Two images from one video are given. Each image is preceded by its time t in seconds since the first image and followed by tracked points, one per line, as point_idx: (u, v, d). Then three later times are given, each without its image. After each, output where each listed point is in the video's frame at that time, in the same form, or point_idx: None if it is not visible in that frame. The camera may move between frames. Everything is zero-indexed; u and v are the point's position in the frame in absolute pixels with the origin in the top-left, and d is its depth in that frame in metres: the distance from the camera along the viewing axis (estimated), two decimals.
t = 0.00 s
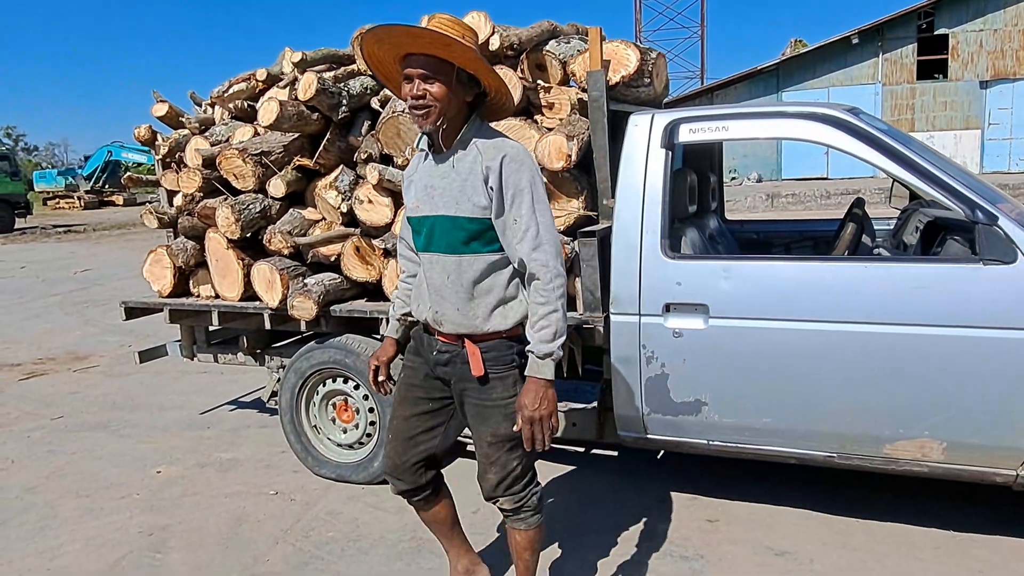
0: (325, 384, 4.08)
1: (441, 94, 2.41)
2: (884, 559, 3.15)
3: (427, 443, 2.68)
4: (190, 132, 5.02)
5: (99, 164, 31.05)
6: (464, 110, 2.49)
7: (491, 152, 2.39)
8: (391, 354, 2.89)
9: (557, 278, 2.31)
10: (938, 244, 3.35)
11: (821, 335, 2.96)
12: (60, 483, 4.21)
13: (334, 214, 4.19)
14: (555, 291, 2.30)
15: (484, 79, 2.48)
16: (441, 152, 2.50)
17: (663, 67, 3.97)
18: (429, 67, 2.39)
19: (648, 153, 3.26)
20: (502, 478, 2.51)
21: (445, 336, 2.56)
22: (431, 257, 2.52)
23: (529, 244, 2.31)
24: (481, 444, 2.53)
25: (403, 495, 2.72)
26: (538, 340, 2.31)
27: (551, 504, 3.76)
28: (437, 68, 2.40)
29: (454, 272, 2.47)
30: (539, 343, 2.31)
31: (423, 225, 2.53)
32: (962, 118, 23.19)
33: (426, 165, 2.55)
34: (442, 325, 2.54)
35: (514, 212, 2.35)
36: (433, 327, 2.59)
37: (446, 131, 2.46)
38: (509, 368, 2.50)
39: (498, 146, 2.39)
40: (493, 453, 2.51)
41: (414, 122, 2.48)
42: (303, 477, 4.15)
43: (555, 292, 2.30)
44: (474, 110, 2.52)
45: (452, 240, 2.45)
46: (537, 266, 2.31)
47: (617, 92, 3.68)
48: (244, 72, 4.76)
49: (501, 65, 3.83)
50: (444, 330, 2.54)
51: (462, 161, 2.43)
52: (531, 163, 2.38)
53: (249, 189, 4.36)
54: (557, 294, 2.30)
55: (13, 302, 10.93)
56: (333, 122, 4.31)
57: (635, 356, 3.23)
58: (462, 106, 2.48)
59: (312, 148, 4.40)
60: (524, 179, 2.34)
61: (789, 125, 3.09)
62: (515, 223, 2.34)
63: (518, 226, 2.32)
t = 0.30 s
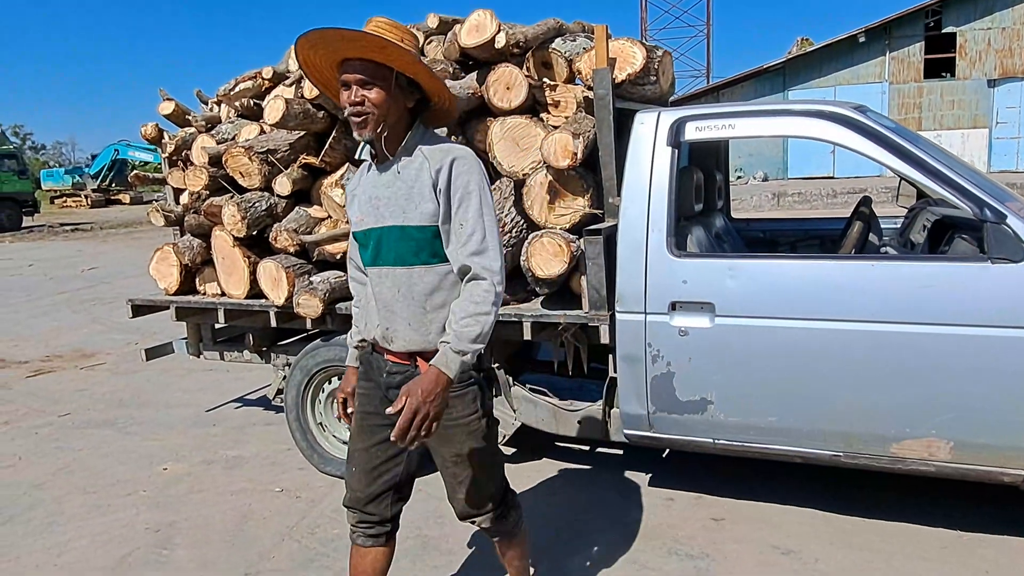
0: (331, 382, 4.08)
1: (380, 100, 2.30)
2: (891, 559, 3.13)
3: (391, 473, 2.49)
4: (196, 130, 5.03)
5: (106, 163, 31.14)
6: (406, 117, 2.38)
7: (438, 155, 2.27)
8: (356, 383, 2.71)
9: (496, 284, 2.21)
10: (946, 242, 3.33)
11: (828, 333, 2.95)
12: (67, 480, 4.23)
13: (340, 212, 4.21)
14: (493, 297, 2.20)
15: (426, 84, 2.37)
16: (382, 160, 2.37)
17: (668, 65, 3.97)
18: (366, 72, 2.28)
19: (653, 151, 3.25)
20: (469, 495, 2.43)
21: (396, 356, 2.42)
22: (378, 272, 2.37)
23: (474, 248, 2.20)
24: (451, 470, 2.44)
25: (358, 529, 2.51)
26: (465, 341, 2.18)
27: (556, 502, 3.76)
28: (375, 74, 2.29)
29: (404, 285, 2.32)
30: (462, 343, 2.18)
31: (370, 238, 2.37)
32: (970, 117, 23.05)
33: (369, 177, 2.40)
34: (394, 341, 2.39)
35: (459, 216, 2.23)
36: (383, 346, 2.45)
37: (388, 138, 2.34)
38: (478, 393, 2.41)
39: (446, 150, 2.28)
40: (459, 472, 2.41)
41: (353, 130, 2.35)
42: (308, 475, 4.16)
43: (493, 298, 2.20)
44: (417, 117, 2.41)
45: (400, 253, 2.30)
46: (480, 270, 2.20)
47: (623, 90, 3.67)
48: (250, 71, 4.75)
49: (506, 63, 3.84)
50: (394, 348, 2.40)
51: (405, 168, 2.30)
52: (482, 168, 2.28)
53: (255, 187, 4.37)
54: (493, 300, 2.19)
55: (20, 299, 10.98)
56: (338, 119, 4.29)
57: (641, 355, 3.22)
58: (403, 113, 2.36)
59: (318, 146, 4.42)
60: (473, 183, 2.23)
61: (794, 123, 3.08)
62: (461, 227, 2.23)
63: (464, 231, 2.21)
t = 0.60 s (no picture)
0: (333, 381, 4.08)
1: (288, 91, 2.16)
2: (893, 559, 3.13)
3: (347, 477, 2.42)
4: (199, 129, 5.04)
5: (110, 162, 31.23)
6: (321, 107, 2.23)
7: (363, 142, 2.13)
8: (278, 394, 2.57)
9: (426, 277, 2.09)
10: (949, 240, 3.33)
11: (832, 332, 2.95)
12: (71, 478, 4.24)
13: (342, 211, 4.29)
14: (423, 292, 2.07)
15: (337, 71, 2.21)
16: (301, 155, 2.24)
17: (671, 63, 3.96)
18: (272, 62, 2.14)
19: (657, 149, 3.25)
20: (371, 514, 2.22)
21: (324, 354, 2.27)
22: (301, 268, 2.20)
23: (402, 241, 2.06)
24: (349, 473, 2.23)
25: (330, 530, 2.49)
26: (395, 342, 2.05)
27: (558, 501, 3.76)
28: (280, 64, 2.14)
29: (330, 279, 2.15)
30: (396, 345, 2.05)
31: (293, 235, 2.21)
32: (973, 116, 22.99)
33: (289, 172, 2.26)
34: (323, 340, 2.23)
35: (386, 206, 2.09)
36: (310, 345, 2.29)
37: (302, 131, 2.21)
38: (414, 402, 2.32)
39: (367, 136, 2.13)
40: (361, 488, 2.21)
41: (268, 124, 2.22)
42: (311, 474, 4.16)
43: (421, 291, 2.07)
44: (335, 107, 2.25)
45: (323, 245, 2.13)
46: (409, 263, 2.07)
47: (625, 88, 3.67)
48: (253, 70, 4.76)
49: (508, 62, 3.87)
50: (323, 347, 2.25)
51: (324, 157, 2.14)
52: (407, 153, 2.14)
53: (258, 186, 4.37)
54: (423, 295, 2.07)
55: (25, 299, 11.00)
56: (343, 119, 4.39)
57: (644, 354, 3.22)
58: (317, 104, 2.21)
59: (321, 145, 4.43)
60: (398, 171, 2.08)
61: (797, 120, 3.07)
62: (389, 217, 2.08)
63: (393, 220, 2.06)
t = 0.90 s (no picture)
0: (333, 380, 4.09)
1: (224, 92, 2.08)
2: (894, 557, 3.12)
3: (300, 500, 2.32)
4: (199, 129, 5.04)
5: (111, 163, 31.25)
6: (260, 108, 2.15)
7: (306, 145, 2.07)
8: (201, 414, 2.38)
9: (370, 285, 2.00)
10: (950, 238, 3.33)
11: (832, 331, 2.95)
12: (72, 477, 4.24)
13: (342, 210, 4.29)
14: (366, 302, 1.99)
15: (276, 71, 2.14)
16: (240, 158, 2.16)
17: (671, 61, 3.95)
18: (206, 62, 2.06)
19: (657, 147, 3.25)
20: (302, 537, 2.09)
21: (272, 369, 2.20)
22: (245, 278, 2.12)
23: (343, 247, 1.98)
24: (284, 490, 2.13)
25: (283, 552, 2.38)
26: (339, 357, 1.96)
27: (559, 500, 3.75)
28: (214, 64, 2.06)
29: (274, 289, 2.08)
30: (340, 361, 1.96)
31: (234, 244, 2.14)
32: (975, 114, 22.92)
33: (228, 177, 2.18)
34: (267, 354, 2.16)
35: (329, 211, 2.01)
36: (257, 359, 2.22)
37: (240, 134, 2.13)
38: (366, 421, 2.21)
39: (311, 139, 2.07)
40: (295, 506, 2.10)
41: (202, 126, 2.13)
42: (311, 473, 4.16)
43: (363, 301, 1.98)
44: (275, 109, 2.19)
45: (268, 254, 2.06)
46: (351, 270, 1.98)
47: (625, 86, 3.67)
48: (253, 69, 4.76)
49: (508, 61, 3.87)
50: (270, 361, 2.17)
51: (265, 162, 2.07)
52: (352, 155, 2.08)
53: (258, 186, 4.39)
54: (366, 305, 1.98)
55: (27, 299, 11.01)
56: (342, 118, 4.38)
57: (643, 352, 3.22)
58: (256, 105, 2.14)
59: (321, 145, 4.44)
60: (342, 173, 2.02)
61: (797, 118, 3.07)
62: (331, 222, 2.01)
63: (335, 225, 1.99)
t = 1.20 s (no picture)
0: (333, 380, 4.09)
1: (155, 92, 1.90)
2: (893, 557, 3.11)
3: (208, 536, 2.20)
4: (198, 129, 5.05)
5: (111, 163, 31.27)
6: (196, 109, 1.99)
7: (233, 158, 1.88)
8: (166, 429, 2.35)
9: (290, 327, 1.83)
10: (948, 237, 3.33)
11: (831, 330, 2.95)
12: (72, 477, 4.24)
13: (341, 210, 4.29)
14: (283, 345, 1.82)
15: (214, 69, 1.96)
16: (173, 161, 2.01)
17: (670, 61, 3.95)
18: (136, 57, 1.87)
19: (656, 146, 3.25)
20: None
21: (182, 398, 2.05)
22: (158, 294, 1.99)
23: (258, 283, 1.80)
24: (191, 540, 2.02)
25: None
26: (249, 404, 1.81)
27: (558, 499, 3.75)
28: (144, 61, 1.88)
29: (186, 314, 1.95)
30: (251, 409, 1.81)
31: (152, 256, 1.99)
32: (975, 113, 22.87)
33: (156, 181, 2.04)
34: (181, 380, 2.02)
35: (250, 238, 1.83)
36: (169, 385, 2.08)
37: (171, 137, 1.97)
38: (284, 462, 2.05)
39: (239, 153, 1.88)
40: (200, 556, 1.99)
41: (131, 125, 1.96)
42: (312, 472, 4.17)
43: (279, 343, 1.81)
44: (213, 109, 2.02)
45: (179, 273, 1.93)
46: (267, 308, 1.81)
47: (624, 86, 3.67)
48: (252, 69, 4.76)
49: (507, 60, 3.86)
50: (179, 389, 2.03)
51: (193, 172, 1.91)
52: (284, 172, 1.88)
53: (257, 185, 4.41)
54: (282, 350, 1.82)
55: (27, 299, 11.03)
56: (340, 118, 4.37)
57: (642, 351, 3.22)
58: (191, 105, 1.97)
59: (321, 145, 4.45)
60: (266, 196, 1.82)
61: (796, 117, 3.07)
62: (251, 251, 1.83)
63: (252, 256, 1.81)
